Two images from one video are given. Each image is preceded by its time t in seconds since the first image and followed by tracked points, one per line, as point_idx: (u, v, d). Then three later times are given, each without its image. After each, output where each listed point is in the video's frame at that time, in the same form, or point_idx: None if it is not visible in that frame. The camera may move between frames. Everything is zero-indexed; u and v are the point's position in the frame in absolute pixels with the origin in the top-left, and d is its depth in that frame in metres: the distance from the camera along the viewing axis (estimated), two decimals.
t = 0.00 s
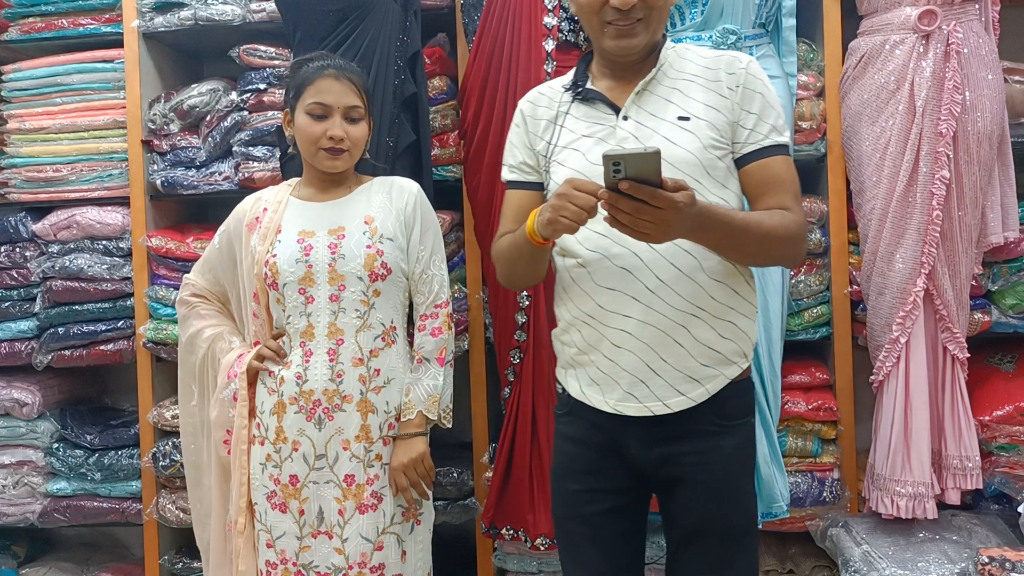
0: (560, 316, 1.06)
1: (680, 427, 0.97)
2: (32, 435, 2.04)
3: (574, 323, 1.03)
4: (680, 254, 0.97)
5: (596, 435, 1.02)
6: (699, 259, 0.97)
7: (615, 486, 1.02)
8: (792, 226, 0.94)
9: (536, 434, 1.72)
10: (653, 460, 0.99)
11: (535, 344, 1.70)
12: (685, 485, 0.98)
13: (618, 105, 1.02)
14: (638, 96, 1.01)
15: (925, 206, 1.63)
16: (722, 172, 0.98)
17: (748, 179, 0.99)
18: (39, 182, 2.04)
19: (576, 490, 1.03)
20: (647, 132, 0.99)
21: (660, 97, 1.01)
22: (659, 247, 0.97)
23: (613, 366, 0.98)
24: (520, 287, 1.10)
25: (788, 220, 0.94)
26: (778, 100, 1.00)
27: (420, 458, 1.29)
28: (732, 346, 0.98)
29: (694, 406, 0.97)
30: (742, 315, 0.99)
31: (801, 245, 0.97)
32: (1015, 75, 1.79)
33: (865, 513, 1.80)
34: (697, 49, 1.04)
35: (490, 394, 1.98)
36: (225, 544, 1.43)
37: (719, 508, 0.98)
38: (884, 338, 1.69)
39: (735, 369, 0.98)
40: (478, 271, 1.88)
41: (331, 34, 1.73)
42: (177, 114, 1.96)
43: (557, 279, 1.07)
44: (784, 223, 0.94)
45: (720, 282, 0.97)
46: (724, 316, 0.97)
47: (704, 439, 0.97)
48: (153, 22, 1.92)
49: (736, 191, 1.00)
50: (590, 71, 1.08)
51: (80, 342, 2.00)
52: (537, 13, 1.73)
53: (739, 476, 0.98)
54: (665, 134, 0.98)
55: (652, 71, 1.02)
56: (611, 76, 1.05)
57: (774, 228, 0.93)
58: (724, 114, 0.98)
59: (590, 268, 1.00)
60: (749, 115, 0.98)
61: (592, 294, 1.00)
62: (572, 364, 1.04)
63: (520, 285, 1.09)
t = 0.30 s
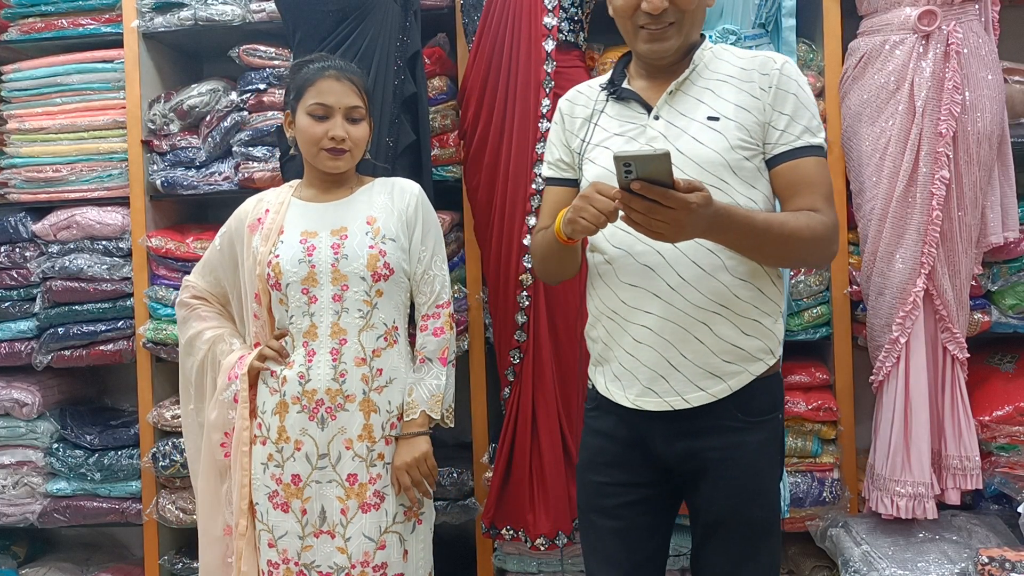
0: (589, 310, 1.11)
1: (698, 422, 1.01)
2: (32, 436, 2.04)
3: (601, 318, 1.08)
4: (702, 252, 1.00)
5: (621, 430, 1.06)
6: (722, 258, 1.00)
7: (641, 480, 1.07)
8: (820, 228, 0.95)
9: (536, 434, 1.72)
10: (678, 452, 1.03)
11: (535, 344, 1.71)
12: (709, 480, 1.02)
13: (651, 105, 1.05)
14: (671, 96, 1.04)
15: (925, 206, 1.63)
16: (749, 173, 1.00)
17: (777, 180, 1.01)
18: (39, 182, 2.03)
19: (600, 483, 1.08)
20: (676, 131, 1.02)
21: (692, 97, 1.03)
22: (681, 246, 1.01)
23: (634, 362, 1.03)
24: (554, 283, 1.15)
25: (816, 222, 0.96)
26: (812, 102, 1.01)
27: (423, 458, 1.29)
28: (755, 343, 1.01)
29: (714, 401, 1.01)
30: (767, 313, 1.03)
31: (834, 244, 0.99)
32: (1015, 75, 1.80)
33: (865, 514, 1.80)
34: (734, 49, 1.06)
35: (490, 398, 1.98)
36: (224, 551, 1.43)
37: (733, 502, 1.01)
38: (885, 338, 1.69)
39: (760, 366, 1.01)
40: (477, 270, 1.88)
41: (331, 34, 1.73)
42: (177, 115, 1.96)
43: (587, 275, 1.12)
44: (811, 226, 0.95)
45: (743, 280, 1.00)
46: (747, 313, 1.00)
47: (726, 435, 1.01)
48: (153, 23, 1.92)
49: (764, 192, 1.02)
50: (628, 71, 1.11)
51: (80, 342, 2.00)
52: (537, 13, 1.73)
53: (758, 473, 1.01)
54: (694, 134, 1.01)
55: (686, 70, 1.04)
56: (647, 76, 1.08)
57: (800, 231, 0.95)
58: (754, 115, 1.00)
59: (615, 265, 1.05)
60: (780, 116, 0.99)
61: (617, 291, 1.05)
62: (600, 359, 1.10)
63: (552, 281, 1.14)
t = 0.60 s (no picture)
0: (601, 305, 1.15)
1: (703, 420, 1.04)
2: (31, 436, 2.04)
3: (611, 313, 1.12)
4: (711, 250, 1.03)
5: (632, 427, 1.09)
6: (730, 257, 1.02)
7: (652, 477, 1.09)
8: (829, 230, 0.97)
9: (536, 435, 1.72)
10: (689, 450, 1.05)
11: (535, 343, 1.71)
12: (716, 476, 1.05)
13: (667, 106, 1.08)
14: (687, 98, 1.07)
15: (925, 207, 1.63)
16: (760, 173, 1.02)
17: (789, 181, 1.03)
18: (38, 182, 2.03)
19: (610, 479, 1.11)
20: (690, 132, 1.05)
21: (708, 99, 1.06)
22: (688, 244, 1.04)
23: (640, 358, 1.06)
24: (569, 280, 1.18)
25: (825, 224, 0.97)
26: (827, 105, 1.03)
27: (423, 458, 1.29)
28: (763, 341, 1.03)
29: (719, 397, 1.03)
30: (775, 313, 1.05)
31: (843, 248, 1.00)
32: (1015, 75, 1.80)
33: (865, 514, 1.80)
34: (753, 55, 1.09)
35: (490, 399, 1.98)
36: (223, 551, 1.43)
37: (734, 498, 1.04)
38: (884, 338, 1.69)
39: (769, 364, 1.04)
40: (477, 270, 1.88)
41: (331, 35, 1.73)
42: (177, 115, 1.96)
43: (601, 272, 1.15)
44: (820, 228, 0.97)
45: (751, 279, 1.03)
46: (754, 311, 1.03)
47: (733, 434, 1.03)
48: (153, 23, 1.92)
49: (776, 192, 1.03)
50: (649, 74, 1.14)
51: (80, 342, 2.00)
52: (536, 13, 1.72)
53: (761, 472, 1.03)
54: (707, 134, 1.04)
55: (703, 73, 1.07)
56: (666, 79, 1.11)
57: (810, 232, 0.96)
58: (768, 117, 1.02)
59: (625, 262, 1.08)
60: (794, 119, 1.02)
61: (626, 287, 1.08)
62: (611, 354, 1.13)
63: (567, 278, 1.17)
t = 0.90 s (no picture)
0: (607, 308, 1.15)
1: (710, 419, 1.04)
2: (31, 436, 2.04)
3: (617, 316, 1.12)
4: (716, 252, 1.03)
5: (638, 427, 1.09)
6: (735, 258, 1.03)
7: (658, 476, 1.09)
8: (831, 230, 0.97)
9: (536, 434, 1.72)
10: (697, 450, 1.05)
11: (535, 343, 1.71)
12: (723, 475, 1.05)
13: (671, 108, 1.08)
14: (691, 100, 1.07)
15: (925, 207, 1.63)
16: (763, 174, 1.02)
17: (792, 183, 1.03)
18: (38, 183, 2.04)
19: (616, 478, 1.11)
20: (694, 133, 1.05)
21: (711, 101, 1.06)
22: (693, 244, 1.04)
23: (647, 359, 1.06)
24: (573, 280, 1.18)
25: (827, 224, 0.97)
26: (829, 107, 1.03)
27: (428, 457, 1.29)
28: (769, 341, 1.04)
29: (726, 396, 1.03)
30: (780, 312, 1.05)
31: (843, 249, 1.00)
32: (1014, 75, 1.80)
33: (864, 514, 1.80)
34: (755, 57, 1.09)
35: (490, 398, 1.99)
36: (225, 551, 1.43)
37: (740, 497, 1.04)
38: (884, 338, 1.69)
39: (775, 363, 1.04)
40: (478, 270, 1.89)
41: (331, 35, 1.73)
42: (177, 115, 1.96)
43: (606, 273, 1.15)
44: (823, 227, 0.97)
45: (756, 279, 1.03)
46: (759, 311, 1.03)
47: (739, 433, 1.03)
48: (153, 23, 1.92)
49: (778, 194, 1.03)
50: (652, 77, 1.14)
51: (80, 342, 2.00)
52: (536, 13, 1.72)
53: (768, 471, 1.03)
54: (710, 135, 1.04)
55: (706, 75, 1.07)
56: (670, 81, 1.11)
57: (814, 231, 0.96)
58: (771, 119, 1.02)
59: (632, 264, 1.08)
60: (797, 120, 1.02)
61: (632, 289, 1.08)
62: (618, 355, 1.13)
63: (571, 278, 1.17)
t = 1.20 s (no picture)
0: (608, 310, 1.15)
1: (711, 419, 1.04)
2: (31, 436, 2.04)
3: (619, 317, 1.12)
4: (717, 253, 1.03)
5: (640, 427, 1.09)
6: (736, 258, 1.03)
7: (659, 476, 1.09)
8: (831, 230, 0.97)
9: (536, 434, 1.72)
10: (698, 449, 1.05)
11: (535, 343, 1.71)
12: (723, 475, 1.05)
13: (670, 110, 1.08)
14: (690, 102, 1.07)
15: (924, 207, 1.63)
16: (763, 176, 1.02)
17: (791, 184, 1.03)
18: (38, 183, 2.03)
19: (617, 477, 1.11)
20: (693, 135, 1.05)
21: (710, 102, 1.06)
22: (694, 246, 1.04)
23: (649, 360, 1.06)
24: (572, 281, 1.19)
25: (826, 224, 0.97)
26: (828, 108, 1.03)
27: (434, 461, 1.31)
28: (770, 341, 1.04)
29: (727, 396, 1.03)
30: (780, 312, 1.05)
31: (844, 249, 1.00)
32: (1014, 76, 1.80)
33: (864, 514, 1.81)
34: (754, 59, 1.09)
35: (490, 397, 1.99)
36: (227, 552, 1.43)
37: (741, 497, 1.04)
38: (884, 338, 1.69)
39: (776, 362, 1.04)
40: (477, 271, 1.89)
41: (330, 35, 1.73)
42: (177, 115, 1.96)
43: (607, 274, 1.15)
44: (822, 228, 0.97)
45: (756, 279, 1.03)
46: (760, 311, 1.03)
47: (740, 432, 1.03)
48: (153, 23, 1.92)
49: (778, 195, 1.03)
50: (652, 78, 1.14)
51: (80, 342, 2.00)
52: (536, 13, 1.72)
53: (768, 470, 1.03)
54: (710, 137, 1.04)
55: (705, 77, 1.07)
56: (670, 83, 1.11)
57: (813, 232, 0.96)
58: (770, 120, 1.02)
59: (633, 265, 1.08)
60: (796, 121, 1.02)
61: (633, 290, 1.08)
62: (620, 356, 1.13)
63: (571, 279, 1.17)
